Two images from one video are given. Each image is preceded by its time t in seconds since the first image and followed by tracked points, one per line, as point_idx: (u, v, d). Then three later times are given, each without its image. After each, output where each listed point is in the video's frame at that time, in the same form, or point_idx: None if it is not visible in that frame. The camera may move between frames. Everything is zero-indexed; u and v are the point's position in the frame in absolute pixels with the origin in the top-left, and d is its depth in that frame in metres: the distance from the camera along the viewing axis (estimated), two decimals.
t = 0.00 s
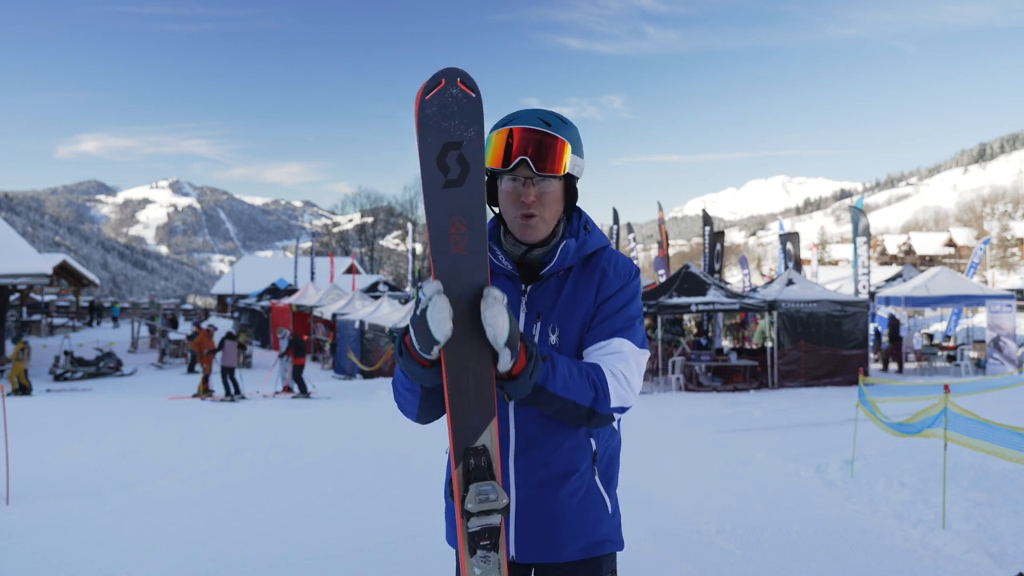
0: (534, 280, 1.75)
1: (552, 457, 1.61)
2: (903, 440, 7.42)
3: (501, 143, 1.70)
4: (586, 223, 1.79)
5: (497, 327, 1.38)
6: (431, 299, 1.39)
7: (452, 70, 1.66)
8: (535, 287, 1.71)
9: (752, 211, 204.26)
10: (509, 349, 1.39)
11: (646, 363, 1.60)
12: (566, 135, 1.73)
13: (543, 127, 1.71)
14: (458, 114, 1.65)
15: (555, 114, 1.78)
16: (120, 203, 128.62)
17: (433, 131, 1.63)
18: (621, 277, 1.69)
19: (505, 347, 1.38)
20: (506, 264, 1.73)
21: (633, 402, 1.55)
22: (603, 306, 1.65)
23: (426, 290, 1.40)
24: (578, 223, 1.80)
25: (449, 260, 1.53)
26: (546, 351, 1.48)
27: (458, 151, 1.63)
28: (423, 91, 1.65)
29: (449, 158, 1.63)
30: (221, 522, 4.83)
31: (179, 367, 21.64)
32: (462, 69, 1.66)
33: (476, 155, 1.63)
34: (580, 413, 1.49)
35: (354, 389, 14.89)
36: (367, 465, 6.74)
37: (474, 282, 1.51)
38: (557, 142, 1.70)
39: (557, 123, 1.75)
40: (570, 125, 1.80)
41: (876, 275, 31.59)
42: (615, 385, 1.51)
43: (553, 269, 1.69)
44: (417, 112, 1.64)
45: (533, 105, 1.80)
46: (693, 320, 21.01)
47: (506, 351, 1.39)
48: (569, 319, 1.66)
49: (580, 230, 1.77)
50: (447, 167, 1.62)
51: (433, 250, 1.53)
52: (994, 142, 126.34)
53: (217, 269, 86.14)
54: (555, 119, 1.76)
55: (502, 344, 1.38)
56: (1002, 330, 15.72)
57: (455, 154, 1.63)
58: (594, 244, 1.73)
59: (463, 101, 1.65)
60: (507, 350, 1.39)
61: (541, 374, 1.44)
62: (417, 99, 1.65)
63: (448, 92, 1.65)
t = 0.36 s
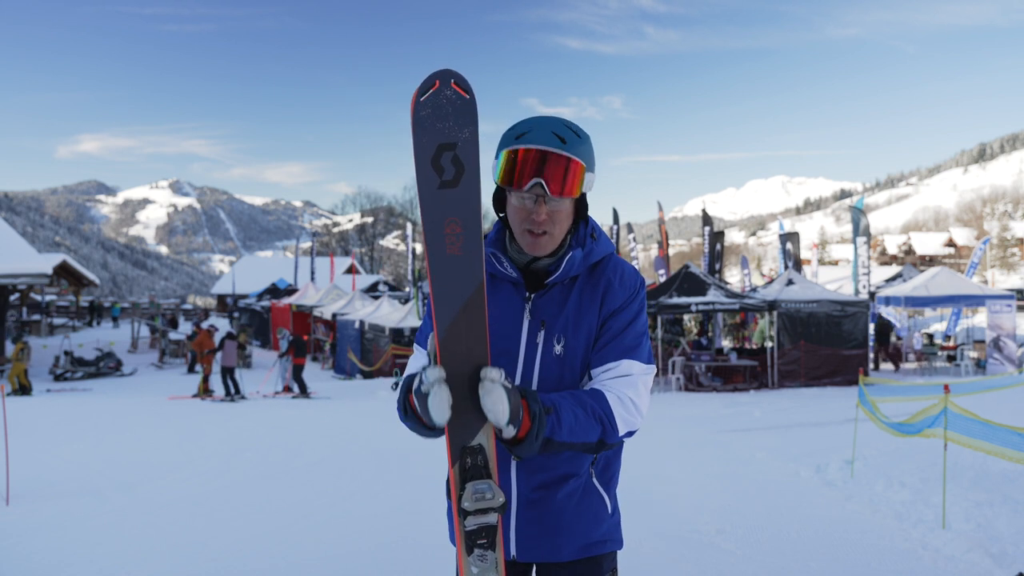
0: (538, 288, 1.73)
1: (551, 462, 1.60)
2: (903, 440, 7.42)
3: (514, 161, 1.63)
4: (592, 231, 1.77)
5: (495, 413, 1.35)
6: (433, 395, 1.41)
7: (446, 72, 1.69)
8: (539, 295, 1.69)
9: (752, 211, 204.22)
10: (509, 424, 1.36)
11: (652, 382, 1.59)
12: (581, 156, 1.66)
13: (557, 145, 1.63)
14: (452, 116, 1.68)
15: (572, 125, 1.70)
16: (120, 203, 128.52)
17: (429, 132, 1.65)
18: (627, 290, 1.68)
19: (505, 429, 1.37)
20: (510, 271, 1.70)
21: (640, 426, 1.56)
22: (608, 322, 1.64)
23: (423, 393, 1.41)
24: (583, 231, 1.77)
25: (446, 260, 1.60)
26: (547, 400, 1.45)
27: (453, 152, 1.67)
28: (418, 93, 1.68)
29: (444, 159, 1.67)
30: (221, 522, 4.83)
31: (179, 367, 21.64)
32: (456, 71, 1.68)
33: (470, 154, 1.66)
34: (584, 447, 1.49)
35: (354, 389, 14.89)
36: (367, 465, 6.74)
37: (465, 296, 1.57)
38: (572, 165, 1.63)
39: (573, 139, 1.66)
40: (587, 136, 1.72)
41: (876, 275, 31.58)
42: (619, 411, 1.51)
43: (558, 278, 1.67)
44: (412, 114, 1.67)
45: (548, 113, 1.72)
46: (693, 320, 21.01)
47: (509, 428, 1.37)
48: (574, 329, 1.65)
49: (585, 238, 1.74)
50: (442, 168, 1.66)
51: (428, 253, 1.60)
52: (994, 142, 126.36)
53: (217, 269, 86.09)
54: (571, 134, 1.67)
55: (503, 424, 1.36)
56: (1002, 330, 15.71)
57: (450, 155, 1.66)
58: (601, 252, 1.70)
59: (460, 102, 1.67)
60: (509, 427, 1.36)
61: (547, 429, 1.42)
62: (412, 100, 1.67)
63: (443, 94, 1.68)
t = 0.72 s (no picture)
0: (546, 305, 1.62)
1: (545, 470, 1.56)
2: (903, 440, 7.42)
3: (535, 230, 1.47)
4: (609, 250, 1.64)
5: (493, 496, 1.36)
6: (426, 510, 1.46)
7: (415, 79, 1.62)
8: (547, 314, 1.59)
9: (752, 211, 204.26)
10: (503, 500, 1.36)
11: (653, 414, 1.59)
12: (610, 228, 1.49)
13: (586, 214, 1.46)
14: (423, 122, 1.61)
15: (606, 178, 1.49)
16: (120, 203, 128.58)
17: (398, 144, 1.60)
18: (637, 319, 1.61)
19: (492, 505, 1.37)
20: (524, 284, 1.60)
21: (640, 454, 1.56)
22: (614, 350, 1.59)
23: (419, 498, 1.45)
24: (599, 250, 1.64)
25: (422, 264, 1.58)
26: (542, 457, 1.43)
27: (425, 157, 1.61)
28: (387, 102, 1.63)
29: (417, 165, 1.61)
30: (221, 522, 4.83)
31: (179, 367, 21.66)
32: (425, 78, 1.61)
33: (445, 162, 1.59)
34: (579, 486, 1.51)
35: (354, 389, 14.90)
36: (367, 465, 6.74)
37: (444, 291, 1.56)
38: (599, 243, 1.47)
39: (606, 201, 1.48)
40: (623, 192, 1.53)
41: (876, 275, 31.61)
42: (614, 446, 1.50)
43: (571, 301, 1.57)
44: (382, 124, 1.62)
45: (581, 153, 1.51)
46: (693, 319, 21.01)
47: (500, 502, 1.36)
48: (581, 353, 1.57)
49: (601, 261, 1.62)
50: (415, 174, 1.61)
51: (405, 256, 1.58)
52: (994, 143, 126.43)
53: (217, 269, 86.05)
54: (603, 194, 1.48)
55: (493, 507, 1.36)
56: (1002, 330, 15.72)
57: (422, 161, 1.60)
58: (616, 278, 1.60)
59: (429, 110, 1.60)
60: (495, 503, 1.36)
61: (547, 485, 1.42)
62: (382, 110, 1.63)
63: (411, 102, 1.61)
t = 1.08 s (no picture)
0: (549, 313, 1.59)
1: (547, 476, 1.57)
2: (903, 440, 7.42)
3: (527, 258, 1.47)
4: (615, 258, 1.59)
5: (468, 486, 1.37)
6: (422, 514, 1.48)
7: (405, 91, 1.68)
8: (550, 322, 1.57)
9: (752, 211, 204.22)
10: (510, 485, 1.38)
11: (663, 419, 1.57)
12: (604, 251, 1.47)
13: (578, 241, 1.44)
14: (412, 131, 1.66)
15: (598, 199, 1.48)
16: (120, 203, 128.56)
17: (389, 151, 1.65)
18: (642, 328, 1.59)
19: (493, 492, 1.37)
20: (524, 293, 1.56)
21: (650, 459, 1.56)
22: (619, 358, 1.58)
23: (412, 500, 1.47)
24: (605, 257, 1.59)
25: (411, 267, 1.60)
26: (557, 446, 1.44)
27: (415, 165, 1.65)
28: (379, 112, 1.67)
29: (407, 172, 1.65)
30: (221, 522, 4.83)
31: (179, 367, 21.66)
32: (414, 90, 1.67)
33: (434, 168, 1.64)
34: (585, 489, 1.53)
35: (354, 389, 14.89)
36: (367, 465, 6.74)
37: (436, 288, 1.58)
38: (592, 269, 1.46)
39: (598, 226, 1.46)
40: (617, 210, 1.50)
41: (876, 275, 31.61)
42: (629, 449, 1.51)
43: (575, 310, 1.55)
44: (373, 133, 1.66)
45: (572, 172, 1.49)
46: (693, 319, 21.01)
47: (505, 488, 1.37)
48: (584, 361, 1.56)
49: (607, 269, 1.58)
50: (405, 181, 1.65)
51: (396, 262, 1.60)
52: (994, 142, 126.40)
53: (217, 269, 86.07)
54: (596, 219, 1.46)
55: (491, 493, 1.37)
56: (1002, 330, 15.71)
57: (412, 168, 1.65)
58: (619, 286, 1.57)
59: (415, 119, 1.66)
60: (496, 489, 1.37)
61: (559, 476, 1.43)
62: (373, 120, 1.67)
63: (401, 112, 1.66)
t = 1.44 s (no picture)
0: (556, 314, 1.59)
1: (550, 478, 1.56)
2: (903, 440, 7.42)
3: (499, 256, 1.47)
4: (625, 261, 1.58)
5: (462, 479, 1.36)
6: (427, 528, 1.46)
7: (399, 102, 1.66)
8: (557, 323, 1.57)
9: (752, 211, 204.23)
10: (501, 476, 1.38)
11: (665, 421, 1.53)
12: (573, 263, 1.44)
13: (546, 245, 1.42)
14: (404, 141, 1.64)
15: (581, 209, 1.44)
16: (120, 203, 128.52)
17: (382, 160, 1.62)
18: (649, 329, 1.56)
19: (486, 483, 1.37)
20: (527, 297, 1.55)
21: (648, 462, 1.51)
22: (625, 358, 1.56)
23: (396, 506, 1.44)
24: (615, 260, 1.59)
25: (401, 273, 1.61)
26: (541, 443, 1.44)
27: (404, 173, 1.64)
28: (372, 122, 1.64)
29: (396, 180, 1.64)
30: (221, 522, 4.83)
31: (179, 367, 21.66)
32: (409, 102, 1.65)
33: (422, 179, 1.65)
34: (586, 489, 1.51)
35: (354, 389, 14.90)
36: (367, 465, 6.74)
37: (421, 296, 1.59)
38: (554, 277, 1.42)
39: (571, 234, 1.42)
40: (605, 224, 1.46)
41: (876, 275, 31.63)
42: (621, 451, 1.47)
43: (582, 311, 1.55)
44: (365, 142, 1.63)
45: (567, 176, 1.48)
46: (693, 319, 21.01)
47: (496, 478, 1.37)
48: (592, 362, 1.54)
49: (617, 272, 1.57)
50: (395, 189, 1.63)
51: (386, 267, 1.60)
52: (994, 143, 126.47)
53: (217, 269, 86.04)
54: (570, 227, 1.42)
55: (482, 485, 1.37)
56: (1002, 330, 15.71)
57: (401, 177, 1.63)
58: (629, 287, 1.56)
59: (408, 129, 1.64)
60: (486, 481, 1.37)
61: (543, 472, 1.42)
62: (365, 129, 1.64)
63: (395, 122, 1.64)
